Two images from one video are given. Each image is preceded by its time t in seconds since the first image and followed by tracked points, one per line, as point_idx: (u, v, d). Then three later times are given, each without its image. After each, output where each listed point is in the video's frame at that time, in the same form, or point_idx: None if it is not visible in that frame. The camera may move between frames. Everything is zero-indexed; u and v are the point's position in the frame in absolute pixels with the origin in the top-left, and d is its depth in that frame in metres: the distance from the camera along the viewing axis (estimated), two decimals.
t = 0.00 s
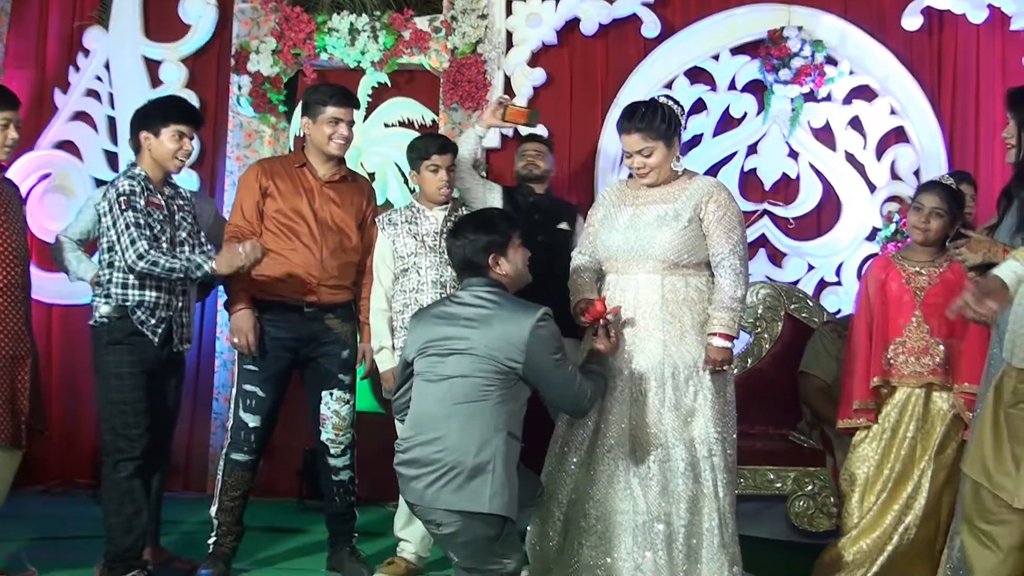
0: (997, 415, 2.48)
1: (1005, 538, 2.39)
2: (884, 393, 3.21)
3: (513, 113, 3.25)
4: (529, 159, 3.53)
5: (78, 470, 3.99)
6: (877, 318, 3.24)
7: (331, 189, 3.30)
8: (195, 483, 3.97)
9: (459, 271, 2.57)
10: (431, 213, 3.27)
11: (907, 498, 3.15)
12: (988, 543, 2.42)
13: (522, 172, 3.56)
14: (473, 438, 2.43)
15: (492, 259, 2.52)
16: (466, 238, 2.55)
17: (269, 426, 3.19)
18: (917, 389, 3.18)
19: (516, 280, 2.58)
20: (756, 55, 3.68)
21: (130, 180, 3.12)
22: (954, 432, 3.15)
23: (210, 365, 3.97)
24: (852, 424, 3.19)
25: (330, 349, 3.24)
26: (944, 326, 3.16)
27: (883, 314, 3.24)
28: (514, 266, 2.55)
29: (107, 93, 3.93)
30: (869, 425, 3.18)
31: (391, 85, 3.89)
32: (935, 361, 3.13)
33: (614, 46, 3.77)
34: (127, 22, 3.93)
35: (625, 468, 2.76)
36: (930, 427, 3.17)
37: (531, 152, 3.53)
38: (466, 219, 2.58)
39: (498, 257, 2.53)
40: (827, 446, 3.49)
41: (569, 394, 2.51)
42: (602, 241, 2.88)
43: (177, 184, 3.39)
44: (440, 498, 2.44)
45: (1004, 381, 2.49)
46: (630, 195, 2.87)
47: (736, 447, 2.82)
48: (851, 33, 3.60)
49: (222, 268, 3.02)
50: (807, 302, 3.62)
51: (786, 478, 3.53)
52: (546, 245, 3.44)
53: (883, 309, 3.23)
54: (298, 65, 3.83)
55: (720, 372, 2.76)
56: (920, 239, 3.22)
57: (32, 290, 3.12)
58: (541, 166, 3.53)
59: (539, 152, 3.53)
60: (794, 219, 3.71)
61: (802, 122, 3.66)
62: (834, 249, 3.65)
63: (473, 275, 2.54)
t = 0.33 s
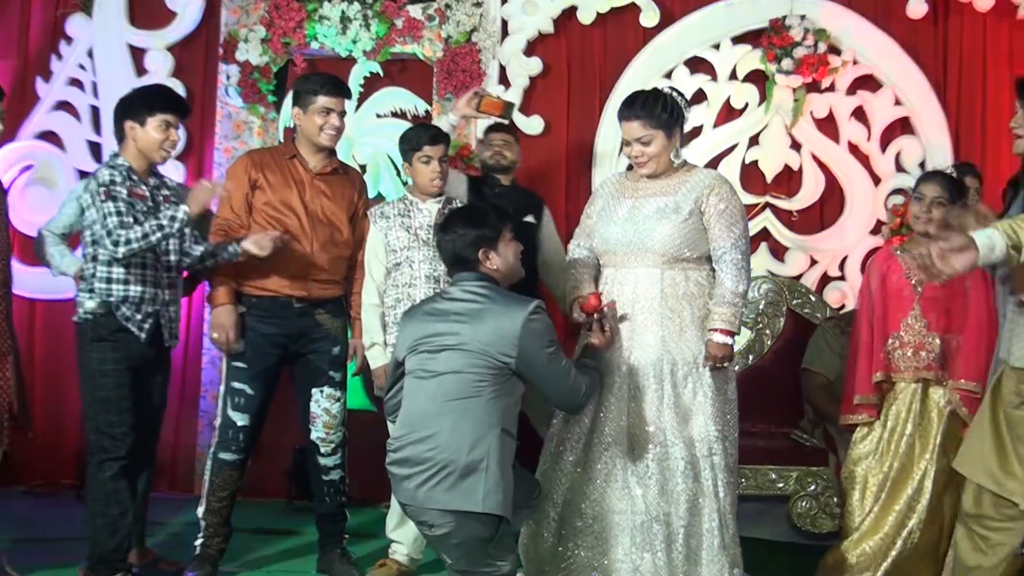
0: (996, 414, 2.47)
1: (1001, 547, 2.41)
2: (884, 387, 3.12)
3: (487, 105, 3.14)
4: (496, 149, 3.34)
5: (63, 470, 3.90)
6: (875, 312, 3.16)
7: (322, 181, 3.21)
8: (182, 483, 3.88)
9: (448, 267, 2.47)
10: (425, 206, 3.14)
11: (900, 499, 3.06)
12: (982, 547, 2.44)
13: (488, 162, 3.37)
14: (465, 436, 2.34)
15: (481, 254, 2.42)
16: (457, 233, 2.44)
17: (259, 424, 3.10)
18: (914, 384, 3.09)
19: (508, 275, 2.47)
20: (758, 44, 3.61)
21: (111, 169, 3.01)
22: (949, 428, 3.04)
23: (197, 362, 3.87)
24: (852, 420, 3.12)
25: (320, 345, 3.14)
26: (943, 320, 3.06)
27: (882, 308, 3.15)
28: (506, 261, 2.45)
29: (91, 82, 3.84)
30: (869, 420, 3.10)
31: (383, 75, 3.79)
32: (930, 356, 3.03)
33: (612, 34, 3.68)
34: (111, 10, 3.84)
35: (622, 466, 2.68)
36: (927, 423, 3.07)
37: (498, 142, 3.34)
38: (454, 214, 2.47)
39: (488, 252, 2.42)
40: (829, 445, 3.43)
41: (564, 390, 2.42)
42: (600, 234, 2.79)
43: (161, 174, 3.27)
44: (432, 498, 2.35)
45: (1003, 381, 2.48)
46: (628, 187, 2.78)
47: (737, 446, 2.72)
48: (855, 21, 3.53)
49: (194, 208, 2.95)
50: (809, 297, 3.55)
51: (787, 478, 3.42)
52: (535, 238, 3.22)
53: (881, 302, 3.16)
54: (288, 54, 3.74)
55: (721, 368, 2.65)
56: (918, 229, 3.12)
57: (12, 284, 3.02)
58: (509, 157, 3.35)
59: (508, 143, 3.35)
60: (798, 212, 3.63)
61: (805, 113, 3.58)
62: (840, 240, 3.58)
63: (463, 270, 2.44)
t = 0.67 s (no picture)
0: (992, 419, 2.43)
1: (1005, 557, 2.38)
2: (883, 383, 2.99)
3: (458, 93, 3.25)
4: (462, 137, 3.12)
5: (37, 472, 3.75)
6: (876, 308, 3.03)
7: (305, 172, 3.05)
8: (161, 485, 3.73)
9: (436, 260, 2.33)
10: (414, 197, 2.97)
11: (899, 510, 2.92)
12: (988, 556, 2.42)
13: (454, 150, 3.13)
14: (454, 436, 2.20)
15: (469, 247, 2.28)
16: (444, 223, 2.30)
17: (240, 425, 2.95)
18: (911, 380, 2.96)
19: (498, 269, 2.33)
20: (760, 29, 3.48)
21: (84, 160, 2.84)
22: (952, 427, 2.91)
23: (176, 360, 3.73)
24: (856, 417, 3.02)
25: (305, 343, 2.99)
26: (943, 316, 2.92)
27: (883, 304, 3.02)
28: (495, 255, 2.30)
29: (64, 67, 3.69)
30: (871, 419, 2.98)
31: (371, 61, 3.68)
32: (927, 351, 2.92)
33: (609, 17, 3.55)
34: None
35: (619, 466, 2.54)
36: (927, 424, 2.93)
37: (463, 128, 3.13)
38: (442, 205, 2.32)
39: (476, 246, 2.28)
40: (835, 446, 3.27)
41: (556, 387, 2.28)
42: (594, 225, 2.65)
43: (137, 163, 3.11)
44: (420, 500, 2.21)
45: (999, 382, 2.41)
46: (623, 177, 2.64)
47: (738, 446, 2.58)
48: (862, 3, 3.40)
49: (172, 204, 2.78)
50: (814, 293, 3.42)
51: (791, 480, 3.26)
52: (514, 235, 2.89)
53: (883, 297, 3.03)
54: (271, 39, 3.59)
55: (722, 364, 2.51)
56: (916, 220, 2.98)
57: None
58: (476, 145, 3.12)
59: (473, 129, 3.12)
60: (803, 203, 3.50)
61: (809, 100, 3.45)
62: (847, 232, 3.45)
63: (450, 265, 2.31)
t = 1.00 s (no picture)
0: (995, 427, 2.20)
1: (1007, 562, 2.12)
2: (884, 388, 2.88)
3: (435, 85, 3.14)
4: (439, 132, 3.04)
5: (11, 478, 3.62)
6: (874, 308, 2.92)
7: (284, 167, 2.89)
8: (138, 494, 3.59)
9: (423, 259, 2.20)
10: (404, 192, 2.83)
11: (900, 520, 2.79)
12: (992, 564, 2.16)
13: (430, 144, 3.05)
14: (441, 440, 2.07)
15: (456, 246, 2.16)
16: (431, 218, 2.18)
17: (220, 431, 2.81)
18: (911, 384, 2.84)
19: (490, 270, 2.19)
20: (763, 17, 3.36)
21: (58, 153, 2.68)
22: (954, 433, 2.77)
23: (154, 361, 3.60)
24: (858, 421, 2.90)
25: (286, 344, 2.85)
26: (942, 317, 2.80)
27: (881, 304, 2.91)
28: (484, 255, 2.17)
29: (38, 57, 3.55)
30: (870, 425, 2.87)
31: (358, 50, 3.55)
32: (927, 353, 2.79)
33: (606, 6, 3.42)
34: None
35: (614, 472, 2.40)
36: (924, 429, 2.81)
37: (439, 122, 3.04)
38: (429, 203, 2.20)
39: (464, 245, 2.16)
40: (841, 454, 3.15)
41: (548, 389, 2.14)
42: (586, 224, 2.52)
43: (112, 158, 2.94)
44: (408, 507, 2.07)
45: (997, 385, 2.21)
46: (615, 174, 2.51)
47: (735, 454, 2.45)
48: None
49: (149, 198, 2.62)
50: (819, 293, 3.28)
51: (795, 488, 3.18)
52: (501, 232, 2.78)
53: (881, 297, 2.91)
54: (253, 27, 3.47)
55: (718, 366, 2.38)
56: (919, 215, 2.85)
57: None
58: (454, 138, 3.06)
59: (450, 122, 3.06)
60: (805, 200, 3.38)
61: (814, 92, 3.33)
62: (853, 229, 3.32)
63: (439, 263, 2.18)
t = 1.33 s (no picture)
0: (1003, 438, 2.00)
1: None
2: (884, 397, 2.77)
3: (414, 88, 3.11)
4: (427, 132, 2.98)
5: None
6: (871, 312, 2.80)
7: (263, 169, 2.78)
8: (118, 507, 3.47)
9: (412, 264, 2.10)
10: (397, 194, 2.71)
11: (902, 535, 2.68)
12: None
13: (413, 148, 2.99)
14: (429, 451, 1.96)
15: (447, 252, 2.08)
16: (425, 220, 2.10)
17: (201, 443, 2.69)
18: (913, 395, 2.73)
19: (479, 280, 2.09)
20: (765, 15, 3.26)
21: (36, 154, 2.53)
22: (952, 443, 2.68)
23: (133, 367, 3.50)
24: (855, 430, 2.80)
25: (268, 352, 2.74)
26: (942, 325, 2.70)
27: (879, 310, 2.80)
28: (475, 265, 2.08)
29: (16, 54, 3.44)
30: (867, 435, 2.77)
31: (347, 48, 3.44)
32: (927, 362, 2.69)
33: (604, 5, 3.32)
34: None
35: (611, 486, 2.29)
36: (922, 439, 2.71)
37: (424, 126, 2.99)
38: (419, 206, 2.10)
39: (455, 252, 2.07)
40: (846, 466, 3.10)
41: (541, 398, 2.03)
42: (581, 230, 2.41)
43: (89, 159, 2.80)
44: (396, 520, 1.96)
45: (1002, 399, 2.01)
46: (609, 178, 2.40)
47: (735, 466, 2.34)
48: None
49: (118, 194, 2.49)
50: (823, 300, 3.18)
51: (797, 501, 3.13)
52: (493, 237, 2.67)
53: (879, 303, 2.80)
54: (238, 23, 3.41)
55: (717, 375, 2.28)
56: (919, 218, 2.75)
57: None
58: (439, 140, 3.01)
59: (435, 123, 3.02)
60: (809, 204, 3.27)
61: (817, 93, 3.23)
62: (860, 234, 3.20)
63: (433, 269, 2.09)
